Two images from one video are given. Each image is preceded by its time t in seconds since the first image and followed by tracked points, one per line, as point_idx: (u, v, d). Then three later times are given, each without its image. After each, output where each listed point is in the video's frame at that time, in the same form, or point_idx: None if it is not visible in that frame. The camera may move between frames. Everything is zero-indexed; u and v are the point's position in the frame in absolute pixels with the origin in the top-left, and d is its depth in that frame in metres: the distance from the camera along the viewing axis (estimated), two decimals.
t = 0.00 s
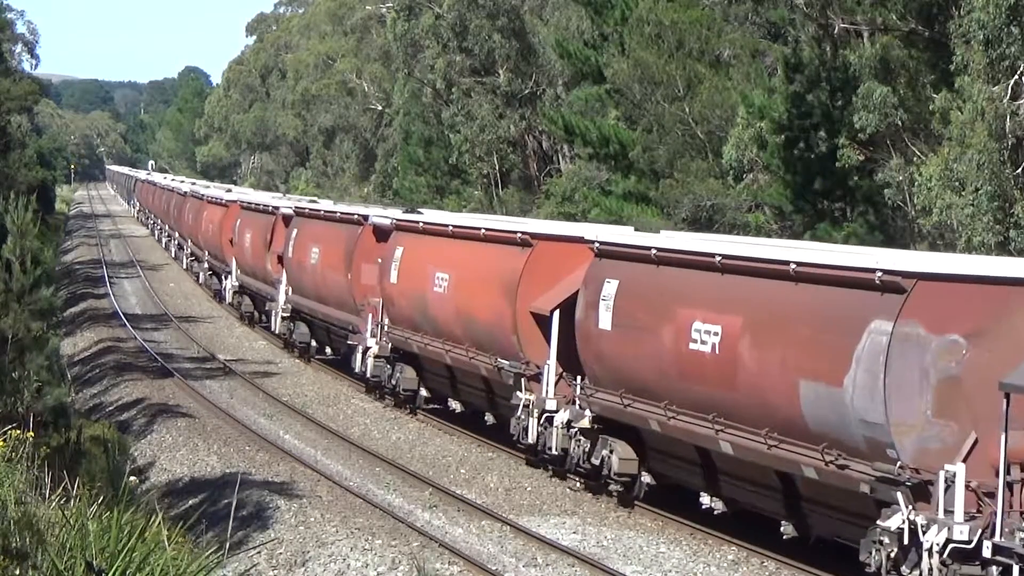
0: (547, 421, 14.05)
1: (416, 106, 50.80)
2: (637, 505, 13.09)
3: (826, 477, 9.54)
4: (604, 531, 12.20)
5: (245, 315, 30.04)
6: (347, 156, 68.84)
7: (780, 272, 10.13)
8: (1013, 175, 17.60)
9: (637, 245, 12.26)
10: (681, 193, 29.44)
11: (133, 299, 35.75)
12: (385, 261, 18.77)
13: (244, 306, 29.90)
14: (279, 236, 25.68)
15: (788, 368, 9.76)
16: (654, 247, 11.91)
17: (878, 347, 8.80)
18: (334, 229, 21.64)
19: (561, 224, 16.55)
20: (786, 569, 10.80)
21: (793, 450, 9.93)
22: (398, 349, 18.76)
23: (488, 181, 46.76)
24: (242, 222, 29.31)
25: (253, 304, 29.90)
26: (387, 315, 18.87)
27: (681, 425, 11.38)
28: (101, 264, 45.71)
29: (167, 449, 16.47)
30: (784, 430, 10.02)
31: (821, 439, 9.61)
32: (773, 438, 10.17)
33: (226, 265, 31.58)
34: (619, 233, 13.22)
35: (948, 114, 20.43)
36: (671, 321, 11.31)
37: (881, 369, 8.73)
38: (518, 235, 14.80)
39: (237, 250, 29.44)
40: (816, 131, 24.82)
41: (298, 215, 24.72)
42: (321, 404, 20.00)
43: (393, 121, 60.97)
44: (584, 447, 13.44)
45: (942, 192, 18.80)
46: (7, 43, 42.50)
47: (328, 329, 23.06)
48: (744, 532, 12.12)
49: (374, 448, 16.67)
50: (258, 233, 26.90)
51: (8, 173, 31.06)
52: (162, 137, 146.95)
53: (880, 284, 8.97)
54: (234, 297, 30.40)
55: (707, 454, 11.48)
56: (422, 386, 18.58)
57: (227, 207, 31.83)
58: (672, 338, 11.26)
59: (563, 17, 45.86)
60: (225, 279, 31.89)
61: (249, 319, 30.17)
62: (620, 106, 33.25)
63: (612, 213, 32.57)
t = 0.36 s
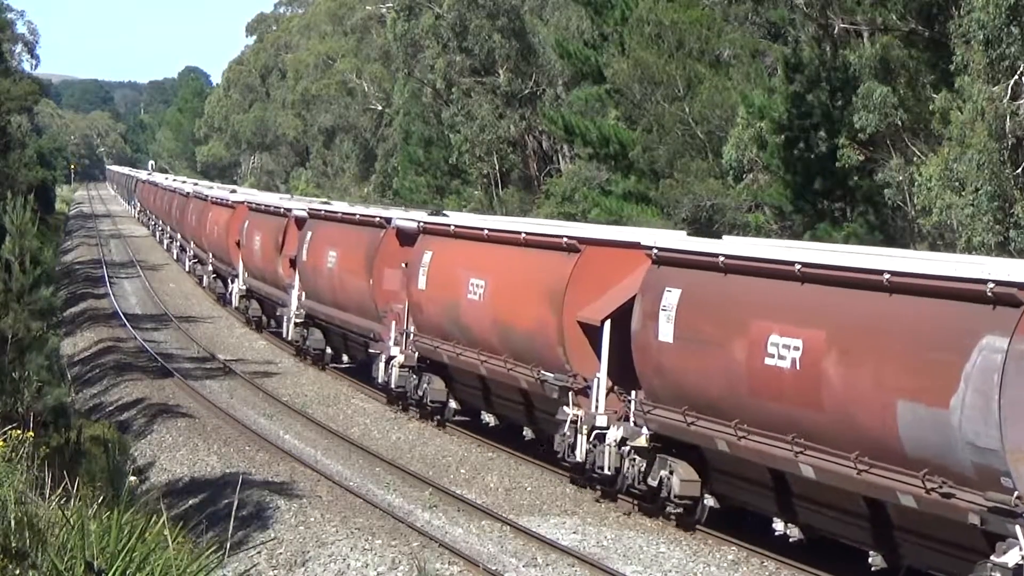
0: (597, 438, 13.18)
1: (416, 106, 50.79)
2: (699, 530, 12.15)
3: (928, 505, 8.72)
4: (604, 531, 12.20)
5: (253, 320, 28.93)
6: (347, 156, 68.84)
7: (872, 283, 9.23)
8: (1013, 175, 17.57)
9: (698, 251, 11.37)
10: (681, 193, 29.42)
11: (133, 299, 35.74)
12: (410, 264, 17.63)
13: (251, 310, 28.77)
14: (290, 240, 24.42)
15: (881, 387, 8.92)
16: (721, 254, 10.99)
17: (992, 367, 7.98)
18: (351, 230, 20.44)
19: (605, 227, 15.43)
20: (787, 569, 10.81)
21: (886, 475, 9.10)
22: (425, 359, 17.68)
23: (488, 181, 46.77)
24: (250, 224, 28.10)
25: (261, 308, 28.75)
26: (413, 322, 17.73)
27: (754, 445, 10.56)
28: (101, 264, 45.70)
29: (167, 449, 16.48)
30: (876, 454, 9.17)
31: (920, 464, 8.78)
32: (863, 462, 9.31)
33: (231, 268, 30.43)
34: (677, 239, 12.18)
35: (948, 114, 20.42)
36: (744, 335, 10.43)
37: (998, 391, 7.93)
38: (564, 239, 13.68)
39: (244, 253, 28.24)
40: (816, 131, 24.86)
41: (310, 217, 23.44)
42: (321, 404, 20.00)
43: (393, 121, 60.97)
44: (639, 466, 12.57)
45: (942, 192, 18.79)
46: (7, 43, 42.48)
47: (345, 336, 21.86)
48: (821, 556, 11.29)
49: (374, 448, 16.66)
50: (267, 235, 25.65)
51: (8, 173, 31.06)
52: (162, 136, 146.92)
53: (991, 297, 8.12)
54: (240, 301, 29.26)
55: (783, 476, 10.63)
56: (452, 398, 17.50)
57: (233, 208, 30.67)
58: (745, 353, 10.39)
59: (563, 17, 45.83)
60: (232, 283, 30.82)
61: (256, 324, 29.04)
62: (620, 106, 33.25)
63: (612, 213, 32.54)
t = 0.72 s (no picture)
0: (655, 457, 12.22)
1: (416, 106, 50.81)
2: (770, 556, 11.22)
3: None
4: (604, 532, 12.19)
5: (262, 326, 28.14)
6: (347, 156, 68.84)
7: (981, 296, 8.42)
8: (1013, 175, 17.59)
9: (775, 259, 10.59)
10: (681, 193, 29.41)
11: (133, 299, 35.74)
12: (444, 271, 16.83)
13: (260, 315, 27.98)
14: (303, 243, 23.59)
15: (994, 410, 8.16)
16: (801, 262, 10.22)
17: None
18: (374, 233, 19.63)
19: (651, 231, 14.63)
20: (786, 569, 10.82)
21: (997, 505, 8.34)
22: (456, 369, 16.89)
23: (488, 181, 46.79)
24: (259, 227, 27.25)
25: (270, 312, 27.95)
26: (445, 331, 16.96)
27: (843, 468, 9.75)
28: (101, 264, 45.71)
29: (167, 449, 16.48)
30: (987, 482, 8.39)
31: None
32: (972, 490, 8.52)
33: (238, 271, 29.63)
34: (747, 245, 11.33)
35: (948, 114, 20.43)
36: (832, 350, 9.64)
37: None
38: (618, 245, 12.84)
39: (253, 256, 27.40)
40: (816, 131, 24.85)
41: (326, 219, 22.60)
42: (321, 404, 20.00)
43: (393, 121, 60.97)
44: (703, 489, 11.60)
45: (942, 192, 18.79)
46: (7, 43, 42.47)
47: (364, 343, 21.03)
48: None
49: (374, 448, 16.66)
50: (279, 239, 24.80)
51: (8, 173, 30.99)
52: (161, 136, 146.97)
53: None
54: (248, 305, 28.45)
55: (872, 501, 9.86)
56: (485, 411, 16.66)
57: (241, 210, 29.86)
58: (832, 370, 9.62)
59: (563, 17, 45.82)
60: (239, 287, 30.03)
61: (266, 330, 28.22)
62: (620, 107, 33.27)
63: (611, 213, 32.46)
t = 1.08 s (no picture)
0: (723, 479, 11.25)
1: (416, 106, 50.86)
2: None
3: None
4: (604, 532, 12.19)
5: (271, 332, 27.11)
6: (347, 156, 68.85)
7: None
8: (1012, 175, 17.61)
9: (865, 266, 9.41)
10: (681, 193, 29.41)
11: (133, 299, 35.73)
12: (479, 278, 15.76)
13: (269, 321, 26.93)
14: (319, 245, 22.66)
15: None
16: (897, 271, 9.07)
17: None
18: (398, 236, 18.59)
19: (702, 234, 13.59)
20: (786, 568, 10.82)
21: None
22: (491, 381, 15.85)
23: (488, 181, 46.77)
24: (270, 228, 26.29)
25: (280, 318, 26.93)
26: (479, 341, 15.96)
27: (945, 497, 8.67)
28: (101, 264, 45.70)
29: (167, 449, 16.48)
30: None
31: None
32: None
33: (247, 275, 28.68)
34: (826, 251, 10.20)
35: (948, 114, 20.43)
36: (935, 368, 8.57)
37: None
38: (678, 252, 11.74)
39: (264, 259, 26.42)
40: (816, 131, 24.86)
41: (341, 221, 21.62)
42: (321, 404, 20.00)
43: (393, 121, 60.99)
44: (778, 515, 10.65)
45: (942, 192, 18.78)
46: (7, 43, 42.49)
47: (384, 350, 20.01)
48: None
49: (374, 448, 16.65)
50: (291, 241, 23.84)
51: (9, 173, 31.00)
52: (161, 136, 146.96)
53: None
54: (256, 311, 27.40)
55: (978, 533, 8.79)
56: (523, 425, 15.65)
57: (250, 211, 28.93)
58: (937, 390, 8.54)
59: (563, 17, 45.79)
60: (246, 292, 29.03)
61: (275, 336, 27.19)
62: (620, 107, 33.27)
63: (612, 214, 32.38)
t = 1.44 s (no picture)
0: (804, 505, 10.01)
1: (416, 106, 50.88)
2: None
3: None
4: (604, 532, 12.19)
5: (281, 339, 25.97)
6: (347, 156, 68.88)
7: None
8: (1013, 175, 17.60)
9: (971, 275, 8.19)
10: (681, 193, 29.42)
11: (133, 299, 35.74)
12: (517, 285, 14.61)
13: (279, 326, 25.72)
14: (335, 249, 21.56)
15: None
16: (1011, 281, 7.84)
17: None
18: (426, 241, 17.51)
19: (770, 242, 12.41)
20: (787, 568, 10.80)
21: None
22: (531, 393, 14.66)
23: (488, 181, 46.74)
24: (279, 232, 25.18)
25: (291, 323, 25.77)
26: (518, 351, 14.77)
27: None
28: (101, 264, 45.71)
29: (167, 449, 16.48)
30: None
31: None
32: None
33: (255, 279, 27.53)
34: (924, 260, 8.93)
35: (948, 114, 20.42)
36: None
37: None
38: (750, 259, 10.55)
39: (274, 262, 25.29)
40: (816, 131, 24.89)
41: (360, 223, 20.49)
42: (321, 404, 20.00)
43: (393, 120, 61.01)
44: (867, 545, 9.35)
45: (942, 192, 18.74)
46: (7, 43, 42.50)
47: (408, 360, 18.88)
48: None
49: (374, 448, 16.65)
50: (305, 245, 22.73)
51: (9, 172, 30.99)
52: (161, 136, 147.00)
53: None
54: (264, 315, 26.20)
55: None
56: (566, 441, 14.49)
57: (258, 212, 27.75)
58: None
59: (563, 17, 45.75)
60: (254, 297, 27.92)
61: (285, 342, 26.07)
62: (620, 107, 33.26)
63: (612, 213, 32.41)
